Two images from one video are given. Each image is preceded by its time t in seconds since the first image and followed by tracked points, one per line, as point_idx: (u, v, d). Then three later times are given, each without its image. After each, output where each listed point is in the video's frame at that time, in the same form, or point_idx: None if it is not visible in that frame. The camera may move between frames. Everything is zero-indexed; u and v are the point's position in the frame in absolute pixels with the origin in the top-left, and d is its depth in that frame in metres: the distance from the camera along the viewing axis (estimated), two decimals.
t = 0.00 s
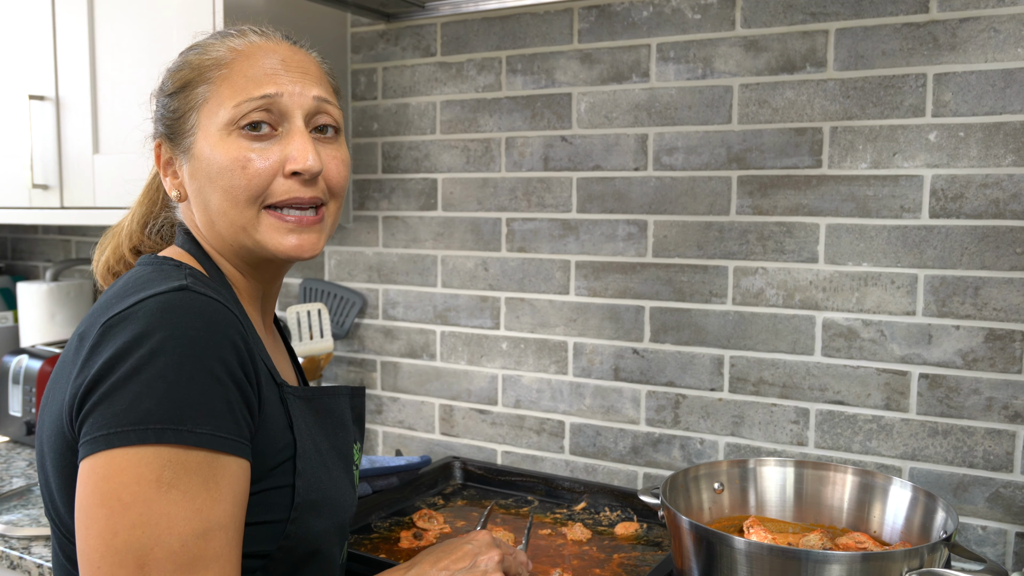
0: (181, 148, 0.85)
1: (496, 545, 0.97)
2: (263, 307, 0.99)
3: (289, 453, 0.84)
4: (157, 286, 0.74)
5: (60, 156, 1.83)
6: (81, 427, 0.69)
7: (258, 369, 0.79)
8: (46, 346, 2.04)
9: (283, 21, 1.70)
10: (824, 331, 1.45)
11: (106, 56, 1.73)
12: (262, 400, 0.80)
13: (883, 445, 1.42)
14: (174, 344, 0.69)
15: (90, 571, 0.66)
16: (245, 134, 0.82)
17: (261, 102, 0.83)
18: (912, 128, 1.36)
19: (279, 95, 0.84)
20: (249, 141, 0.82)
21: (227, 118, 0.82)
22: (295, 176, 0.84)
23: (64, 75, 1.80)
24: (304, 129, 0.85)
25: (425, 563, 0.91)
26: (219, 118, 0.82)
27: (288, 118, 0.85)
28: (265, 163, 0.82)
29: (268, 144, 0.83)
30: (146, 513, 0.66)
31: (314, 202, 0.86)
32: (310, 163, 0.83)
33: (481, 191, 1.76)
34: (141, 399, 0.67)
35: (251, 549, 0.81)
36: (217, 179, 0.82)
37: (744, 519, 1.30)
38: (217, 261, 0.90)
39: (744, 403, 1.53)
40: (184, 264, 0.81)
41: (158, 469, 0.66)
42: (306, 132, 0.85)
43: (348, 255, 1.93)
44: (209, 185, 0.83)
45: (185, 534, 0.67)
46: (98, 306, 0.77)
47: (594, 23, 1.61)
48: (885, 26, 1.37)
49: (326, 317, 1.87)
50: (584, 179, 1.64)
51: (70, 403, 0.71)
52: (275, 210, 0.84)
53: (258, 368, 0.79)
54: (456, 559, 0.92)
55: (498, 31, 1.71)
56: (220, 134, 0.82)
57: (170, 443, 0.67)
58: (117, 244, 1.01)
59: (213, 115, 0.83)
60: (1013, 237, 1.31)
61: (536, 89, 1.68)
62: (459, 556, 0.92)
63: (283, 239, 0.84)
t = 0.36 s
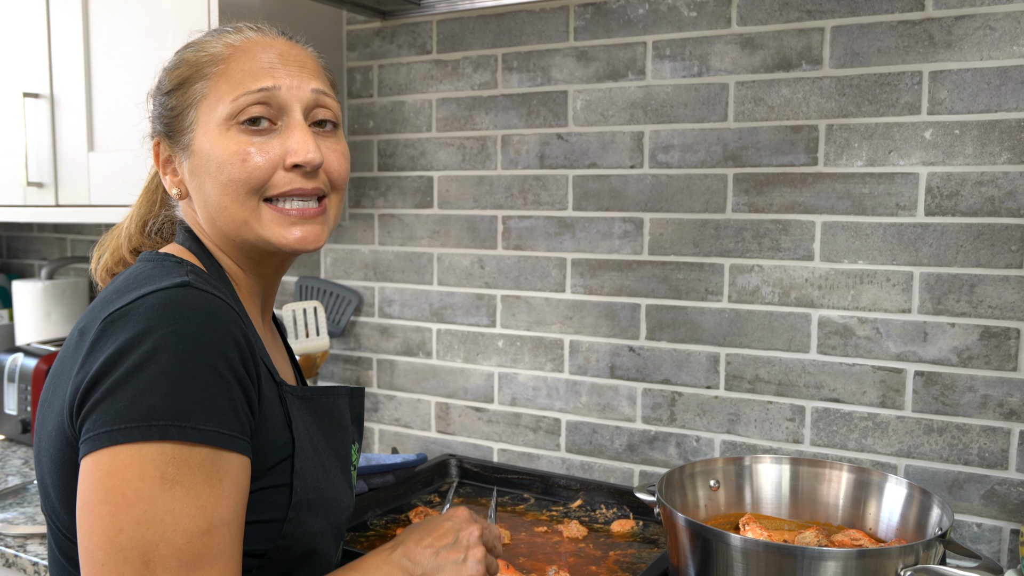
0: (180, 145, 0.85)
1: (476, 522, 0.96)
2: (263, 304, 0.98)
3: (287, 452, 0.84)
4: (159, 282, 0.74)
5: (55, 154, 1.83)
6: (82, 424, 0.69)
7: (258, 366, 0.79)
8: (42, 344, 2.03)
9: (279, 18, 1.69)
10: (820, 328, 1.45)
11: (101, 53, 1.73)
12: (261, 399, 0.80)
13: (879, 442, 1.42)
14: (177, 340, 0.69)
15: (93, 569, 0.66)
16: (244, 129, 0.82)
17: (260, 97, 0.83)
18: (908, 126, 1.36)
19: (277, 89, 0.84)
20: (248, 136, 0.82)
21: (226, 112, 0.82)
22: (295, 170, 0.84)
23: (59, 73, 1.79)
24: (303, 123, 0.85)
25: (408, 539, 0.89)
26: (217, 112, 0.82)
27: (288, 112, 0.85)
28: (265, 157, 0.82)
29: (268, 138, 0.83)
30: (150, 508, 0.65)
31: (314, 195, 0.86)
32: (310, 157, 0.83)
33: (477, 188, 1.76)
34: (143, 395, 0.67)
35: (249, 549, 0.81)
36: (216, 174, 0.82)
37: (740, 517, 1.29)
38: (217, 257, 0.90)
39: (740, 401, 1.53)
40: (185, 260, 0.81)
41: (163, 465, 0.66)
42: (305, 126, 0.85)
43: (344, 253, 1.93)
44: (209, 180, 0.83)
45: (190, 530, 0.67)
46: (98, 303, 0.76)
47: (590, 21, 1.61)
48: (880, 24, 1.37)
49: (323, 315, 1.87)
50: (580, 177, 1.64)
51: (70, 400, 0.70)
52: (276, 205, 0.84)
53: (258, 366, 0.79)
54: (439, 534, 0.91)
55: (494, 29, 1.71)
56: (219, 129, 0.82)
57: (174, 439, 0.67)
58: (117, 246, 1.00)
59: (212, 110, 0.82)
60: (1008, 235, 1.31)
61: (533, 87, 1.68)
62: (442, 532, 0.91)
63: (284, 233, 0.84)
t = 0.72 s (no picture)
0: (172, 144, 0.85)
1: (479, 491, 0.97)
2: (259, 303, 0.98)
3: (286, 448, 0.84)
4: (147, 282, 0.74)
5: (53, 151, 1.83)
6: (74, 425, 0.69)
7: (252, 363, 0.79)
8: (40, 342, 2.03)
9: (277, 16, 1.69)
10: (819, 326, 1.45)
11: (99, 50, 1.73)
12: (257, 396, 0.80)
13: (878, 440, 1.42)
14: (163, 339, 0.69)
15: (88, 568, 0.66)
16: (235, 130, 0.82)
17: (251, 97, 0.83)
18: (906, 123, 1.36)
19: (268, 89, 0.83)
20: (239, 137, 0.82)
21: (216, 112, 0.82)
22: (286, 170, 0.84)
23: (57, 70, 1.79)
24: (294, 124, 0.85)
25: (410, 515, 0.89)
26: (208, 112, 0.82)
27: (279, 112, 0.84)
28: (255, 158, 0.82)
29: (258, 139, 0.83)
30: (141, 507, 0.65)
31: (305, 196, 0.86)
32: (301, 158, 0.83)
33: (476, 186, 1.76)
34: (131, 395, 0.66)
35: (249, 545, 0.81)
36: (207, 174, 0.82)
37: (739, 514, 1.29)
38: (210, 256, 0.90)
39: (739, 398, 1.53)
40: (178, 260, 0.81)
41: (152, 464, 0.66)
42: (296, 127, 0.85)
43: (343, 250, 1.93)
44: (200, 180, 0.83)
45: (181, 527, 0.67)
46: (90, 302, 0.76)
47: (588, 18, 1.61)
48: (879, 21, 1.37)
49: (321, 313, 1.87)
50: (579, 174, 1.64)
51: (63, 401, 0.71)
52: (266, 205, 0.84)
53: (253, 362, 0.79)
54: (441, 508, 0.91)
55: (493, 26, 1.71)
56: (210, 129, 0.82)
57: (164, 438, 0.67)
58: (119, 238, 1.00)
59: (203, 109, 0.82)
60: (1007, 232, 1.31)
61: (531, 85, 1.68)
62: (444, 506, 0.91)
63: (275, 233, 0.84)
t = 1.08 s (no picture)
0: (188, 141, 0.85)
1: (483, 525, 0.96)
2: (262, 301, 0.98)
3: (285, 446, 0.84)
4: (152, 279, 0.74)
5: (55, 148, 1.83)
6: (77, 421, 0.69)
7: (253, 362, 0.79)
8: (41, 339, 2.03)
9: (278, 13, 1.69)
10: (820, 324, 1.45)
11: (101, 48, 1.73)
12: (258, 395, 0.80)
13: (879, 438, 1.42)
14: (169, 336, 0.69)
15: (89, 564, 0.66)
16: (253, 129, 0.82)
17: (271, 98, 0.83)
18: (908, 122, 1.36)
19: (288, 91, 0.84)
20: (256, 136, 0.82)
21: (235, 111, 0.82)
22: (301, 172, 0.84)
23: (59, 68, 1.79)
24: (312, 126, 0.85)
25: (415, 540, 0.89)
26: (227, 111, 0.82)
27: (298, 114, 0.84)
28: (272, 158, 0.82)
29: (276, 139, 0.83)
30: (144, 504, 0.65)
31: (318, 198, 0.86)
32: (317, 160, 0.83)
33: (477, 184, 1.75)
34: (135, 392, 0.67)
35: (249, 543, 0.81)
36: (223, 171, 0.82)
37: (740, 513, 1.29)
38: (217, 252, 0.90)
39: (740, 396, 1.53)
40: (180, 258, 0.81)
41: (155, 461, 0.66)
42: (314, 129, 0.85)
43: (344, 249, 1.93)
44: (215, 177, 0.83)
45: (184, 525, 0.67)
46: (93, 299, 0.76)
47: (590, 16, 1.61)
48: (880, 19, 1.36)
49: (322, 311, 1.87)
50: (580, 172, 1.64)
51: (65, 397, 0.70)
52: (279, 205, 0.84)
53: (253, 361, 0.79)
54: (445, 536, 0.90)
55: (494, 24, 1.71)
56: (228, 127, 0.82)
57: (167, 435, 0.67)
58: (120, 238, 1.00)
59: (221, 108, 0.82)
60: (1008, 231, 1.31)
61: (533, 83, 1.68)
62: (448, 534, 0.91)
63: (287, 234, 0.84)
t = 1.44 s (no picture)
0: (234, 146, 0.83)
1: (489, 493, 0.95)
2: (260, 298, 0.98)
3: (287, 443, 0.84)
4: (152, 276, 0.73)
5: (56, 147, 1.83)
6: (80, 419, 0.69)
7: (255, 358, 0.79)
8: (42, 337, 2.03)
9: (279, 12, 1.69)
10: (821, 324, 1.45)
11: (102, 47, 1.73)
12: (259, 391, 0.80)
13: (880, 438, 1.42)
14: (172, 333, 0.69)
15: (98, 563, 0.66)
16: (314, 147, 0.84)
17: (332, 118, 0.85)
18: (910, 121, 1.36)
19: (348, 113, 0.86)
20: (317, 154, 0.84)
21: (297, 129, 0.83)
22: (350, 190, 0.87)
23: (59, 66, 1.79)
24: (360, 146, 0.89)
25: (420, 513, 0.88)
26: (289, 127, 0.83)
27: (350, 134, 0.87)
28: (333, 178, 0.85)
29: (333, 157, 0.85)
30: (150, 499, 0.65)
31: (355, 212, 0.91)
32: (370, 182, 0.88)
33: (479, 183, 1.75)
34: (141, 389, 0.66)
35: (253, 540, 0.82)
36: (283, 186, 0.83)
37: (742, 512, 1.29)
38: (220, 250, 0.89)
39: (741, 396, 1.53)
40: (180, 256, 0.80)
41: (160, 456, 0.66)
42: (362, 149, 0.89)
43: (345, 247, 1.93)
44: (271, 189, 0.83)
45: (191, 519, 0.67)
46: (93, 298, 0.76)
47: (591, 14, 1.61)
48: (883, 18, 1.36)
49: (323, 309, 1.87)
50: (581, 171, 1.64)
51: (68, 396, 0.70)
52: (327, 219, 0.87)
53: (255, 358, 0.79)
54: (450, 507, 0.90)
55: (496, 23, 1.71)
56: (291, 143, 0.83)
57: (173, 431, 0.67)
58: (94, 235, 0.94)
59: (282, 123, 0.83)
60: (1010, 230, 1.30)
61: (534, 81, 1.67)
62: (452, 505, 0.90)
63: (334, 247, 0.88)
